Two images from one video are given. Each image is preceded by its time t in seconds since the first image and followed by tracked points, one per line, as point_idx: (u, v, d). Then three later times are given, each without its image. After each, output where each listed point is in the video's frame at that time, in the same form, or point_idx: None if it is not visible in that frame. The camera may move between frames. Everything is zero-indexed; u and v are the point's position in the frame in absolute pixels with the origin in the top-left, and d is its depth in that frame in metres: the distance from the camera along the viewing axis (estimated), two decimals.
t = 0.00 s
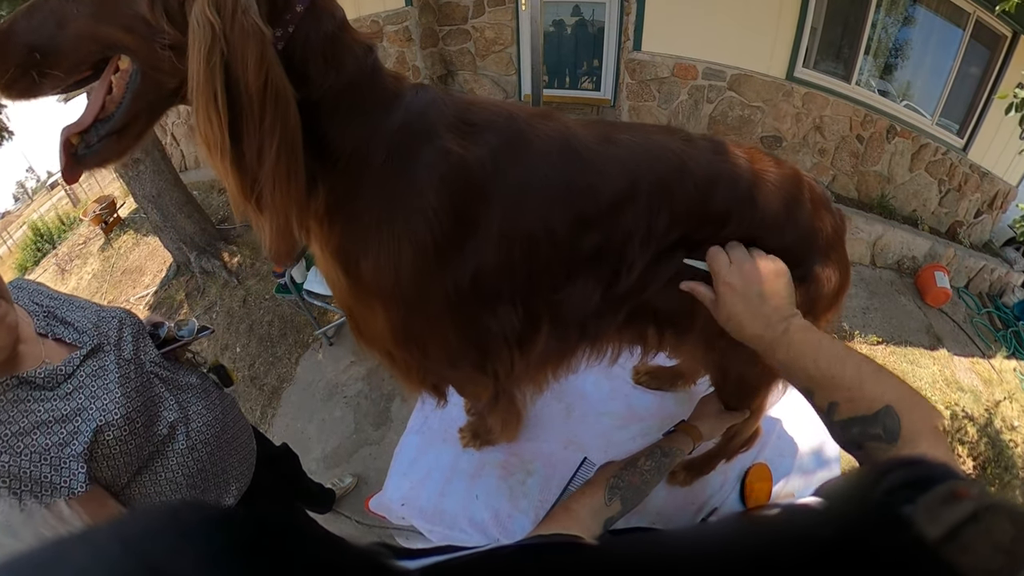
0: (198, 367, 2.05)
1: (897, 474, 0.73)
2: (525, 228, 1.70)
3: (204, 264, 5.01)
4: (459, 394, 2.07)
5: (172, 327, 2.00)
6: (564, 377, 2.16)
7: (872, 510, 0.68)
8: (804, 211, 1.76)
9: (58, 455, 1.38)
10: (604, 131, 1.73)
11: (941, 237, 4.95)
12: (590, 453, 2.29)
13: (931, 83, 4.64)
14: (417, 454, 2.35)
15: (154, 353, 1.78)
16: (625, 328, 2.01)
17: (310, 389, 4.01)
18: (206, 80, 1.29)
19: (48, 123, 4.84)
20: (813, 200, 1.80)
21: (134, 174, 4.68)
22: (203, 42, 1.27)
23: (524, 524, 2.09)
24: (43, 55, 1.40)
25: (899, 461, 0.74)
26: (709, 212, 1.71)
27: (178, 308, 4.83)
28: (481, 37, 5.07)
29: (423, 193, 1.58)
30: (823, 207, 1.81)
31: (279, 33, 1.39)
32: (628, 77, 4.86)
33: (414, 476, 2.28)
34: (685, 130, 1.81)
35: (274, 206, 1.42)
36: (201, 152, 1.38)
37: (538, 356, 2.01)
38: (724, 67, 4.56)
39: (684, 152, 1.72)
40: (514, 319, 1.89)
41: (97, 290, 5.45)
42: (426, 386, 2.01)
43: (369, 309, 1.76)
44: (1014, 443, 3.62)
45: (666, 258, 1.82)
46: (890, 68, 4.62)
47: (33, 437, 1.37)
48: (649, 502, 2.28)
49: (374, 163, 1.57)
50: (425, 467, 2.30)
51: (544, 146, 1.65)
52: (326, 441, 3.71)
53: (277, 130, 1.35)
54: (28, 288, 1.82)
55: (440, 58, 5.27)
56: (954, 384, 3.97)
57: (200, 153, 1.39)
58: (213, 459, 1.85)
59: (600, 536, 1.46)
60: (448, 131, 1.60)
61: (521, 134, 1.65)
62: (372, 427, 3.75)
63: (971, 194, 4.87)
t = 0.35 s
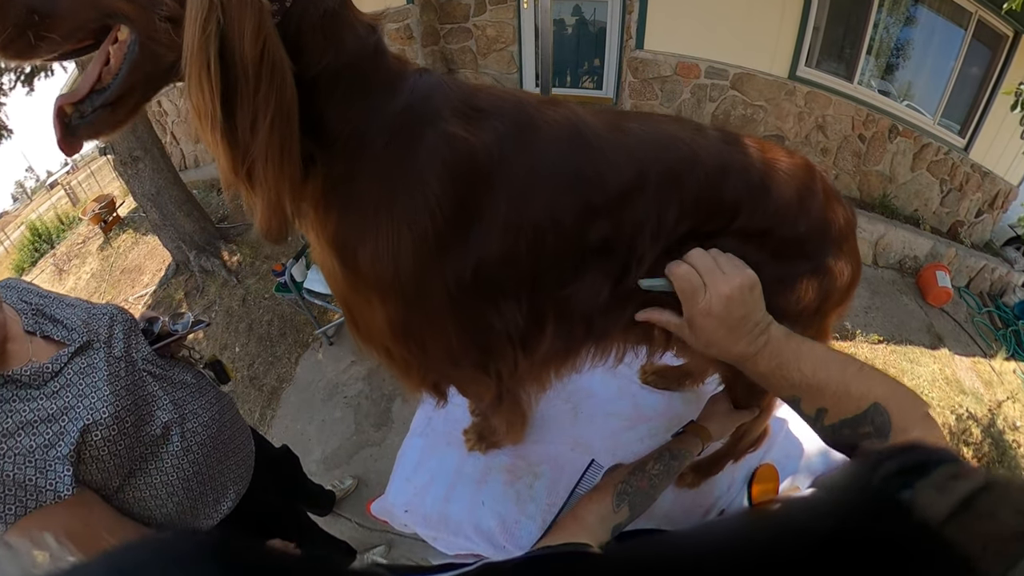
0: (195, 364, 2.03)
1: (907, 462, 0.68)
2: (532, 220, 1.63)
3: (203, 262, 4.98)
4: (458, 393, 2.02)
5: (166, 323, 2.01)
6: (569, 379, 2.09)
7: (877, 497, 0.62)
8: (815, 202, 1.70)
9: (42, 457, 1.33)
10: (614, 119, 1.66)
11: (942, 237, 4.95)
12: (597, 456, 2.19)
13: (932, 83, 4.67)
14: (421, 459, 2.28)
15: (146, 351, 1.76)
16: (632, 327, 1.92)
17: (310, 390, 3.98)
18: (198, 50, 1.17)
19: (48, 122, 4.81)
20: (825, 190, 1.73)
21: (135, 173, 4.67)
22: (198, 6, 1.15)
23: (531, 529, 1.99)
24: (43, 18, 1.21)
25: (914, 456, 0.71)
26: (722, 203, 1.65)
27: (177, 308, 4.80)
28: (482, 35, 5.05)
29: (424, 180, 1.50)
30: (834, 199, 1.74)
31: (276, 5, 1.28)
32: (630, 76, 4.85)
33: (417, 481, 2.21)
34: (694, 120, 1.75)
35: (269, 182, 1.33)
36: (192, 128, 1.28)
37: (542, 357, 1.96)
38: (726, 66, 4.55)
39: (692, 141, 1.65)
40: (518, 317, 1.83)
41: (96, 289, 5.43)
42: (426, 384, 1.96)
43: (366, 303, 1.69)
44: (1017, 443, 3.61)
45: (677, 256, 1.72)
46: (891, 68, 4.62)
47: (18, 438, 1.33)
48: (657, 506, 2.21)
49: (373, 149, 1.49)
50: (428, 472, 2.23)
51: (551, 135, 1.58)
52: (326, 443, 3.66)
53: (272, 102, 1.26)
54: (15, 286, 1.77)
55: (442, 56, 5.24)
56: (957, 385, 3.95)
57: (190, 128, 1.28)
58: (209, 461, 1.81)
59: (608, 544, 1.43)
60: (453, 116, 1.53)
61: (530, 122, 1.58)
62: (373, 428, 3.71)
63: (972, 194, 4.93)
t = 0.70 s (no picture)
0: (201, 359, 2.01)
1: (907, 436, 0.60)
2: (550, 215, 1.63)
3: (204, 261, 4.98)
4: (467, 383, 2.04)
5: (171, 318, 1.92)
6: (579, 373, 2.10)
7: (881, 478, 0.55)
8: (825, 194, 1.68)
9: (42, 457, 1.28)
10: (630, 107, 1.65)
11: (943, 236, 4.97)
12: (608, 452, 2.19)
13: (932, 84, 4.71)
14: (430, 456, 2.27)
15: (151, 345, 1.66)
16: (643, 321, 1.91)
17: (312, 388, 3.90)
18: (221, 11, 1.16)
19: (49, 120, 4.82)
20: (835, 182, 1.71)
21: (136, 171, 4.67)
22: None
23: (543, 527, 1.98)
24: None
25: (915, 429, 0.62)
26: (736, 197, 1.62)
27: (178, 306, 4.79)
28: (485, 34, 5.05)
29: (446, 164, 1.49)
30: (843, 190, 1.73)
31: None
32: (632, 75, 4.88)
33: (426, 479, 2.19)
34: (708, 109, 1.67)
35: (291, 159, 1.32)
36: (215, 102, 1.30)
37: (554, 353, 1.97)
38: (728, 65, 4.60)
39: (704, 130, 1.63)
40: (530, 313, 1.85)
41: (96, 288, 5.43)
42: (435, 376, 2.00)
43: (379, 288, 1.71)
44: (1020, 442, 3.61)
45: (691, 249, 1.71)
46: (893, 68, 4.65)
47: (17, 436, 1.28)
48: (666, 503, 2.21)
49: (393, 131, 1.49)
50: (436, 470, 2.21)
51: (570, 122, 1.57)
52: (329, 442, 3.55)
53: (297, 79, 1.23)
54: (11, 275, 1.66)
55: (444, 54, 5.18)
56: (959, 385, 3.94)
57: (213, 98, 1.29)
58: (213, 462, 1.73)
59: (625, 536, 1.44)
60: (476, 100, 1.51)
61: (549, 108, 1.57)
62: (376, 427, 3.59)
63: (972, 194, 4.96)
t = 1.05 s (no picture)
0: (202, 359, 1.98)
1: (917, 409, 0.47)
2: (569, 200, 1.63)
3: (204, 260, 4.98)
4: (479, 383, 2.01)
5: (174, 317, 1.89)
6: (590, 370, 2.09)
7: (880, 457, 0.44)
8: (835, 185, 1.68)
9: (44, 466, 1.20)
10: (643, 102, 1.66)
11: (943, 235, 4.98)
12: (614, 450, 2.20)
13: (932, 84, 4.73)
14: (435, 456, 2.26)
15: (154, 345, 1.59)
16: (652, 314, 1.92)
17: (313, 387, 3.87)
18: None
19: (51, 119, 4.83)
20: (843, 175, 1.72)
21: (136, 169, 4.66)
22: None
23: (549, 527, 1.97)
24: None
25: (923, 400, 0.49)
26: (742, 188, 1.64)
27: (178, 305, 4.78)
28: (487, 33, 5.03)
29: (468, 153, 1.48)
30: (852, 183, 1.73)
31: None
32: (634, 75, 4.92)
33: (431, 480, 2.18)
34: (712, 106, 1.72)
35: (315, 144, 1.26)
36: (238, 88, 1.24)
37: (567, 346, 1.95)
38: (730, 65, 4.63)
39: (713, 126, 1.63)
40: (548, 302, 1.83)
41: (95, 287, 5.44)
42: (447, 375, 1.97)
43: (393, 285, 1.68)
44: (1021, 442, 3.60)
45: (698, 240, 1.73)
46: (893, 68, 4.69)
47: (18, 445, 1.20)
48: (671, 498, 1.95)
49: (414, 119, 1.47)
50: (441, 471, 2.21)
51: (585, 116, 1.58)
52: (330, 442, 3.50)
53: (326, 65, 1.20)
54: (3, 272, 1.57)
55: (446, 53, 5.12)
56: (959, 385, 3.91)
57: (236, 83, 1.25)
58: (218, 465, 1.66)
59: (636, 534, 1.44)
60: (495, 90, 1.52)
61: (565, 101, 1.58)
62: (378, 426, 3.54)
63: (972, 194, 4.98)
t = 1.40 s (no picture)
0: (206, 358, 1.96)
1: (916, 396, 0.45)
2: (586, 190, 1.62)
3: (206, 259, 4.98)
4: (489, 377, 2.02)
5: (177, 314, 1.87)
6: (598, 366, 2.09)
7: (882, 447, 0.42)
8: (842, 182, 1.69)
9: (49, 474, 1.19)
10: (654, 99, 1.66)
11: (944, 235, 5.00)
12: (619, 448, 2.20)
13: (933, 84, 4.74)
14: (442, 454, 2.26)
15: (158, 345, 1.57)
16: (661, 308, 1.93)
17: (315, 387, 3.85)
18: None
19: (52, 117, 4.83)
20: (850, 172, 1.72)
21: (137, 168, 4.65)
22: None
23: (556, 525, 1.97)
24: None
25: (921, 388, 0.48)
26: (751, 184, 1.64)
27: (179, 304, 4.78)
28: (488, 33, 5.02)
29: (488, 144, 1.48)
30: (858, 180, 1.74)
31: None
32: (636, 74, 4.94)
33: (438, 479, 2.18)
34: (721, 103, 1.72)
35: (357, 128, 1.24)
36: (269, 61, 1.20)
37: (579, 340, 1.95)
38: (731, 64, 4.66)
39: (723, 123, 1.64)
40: (562, 295, 1.83)
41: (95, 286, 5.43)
42: (458, 369, 2.00)
43: (410, 273, 1.68)
44: None
45: (707, 234, 1.74)
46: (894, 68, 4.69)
47: (22, 453, 1.19)
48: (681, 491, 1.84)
49: (438, 108, 1.45)
50: (448, 468, 2.21)
51: (599, 111, 1.58)
52: (332, 442, 3.48)
53: (368, 51, 1.17)
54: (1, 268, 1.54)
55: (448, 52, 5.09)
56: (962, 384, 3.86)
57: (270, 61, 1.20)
58: (223, 466, 1.65)
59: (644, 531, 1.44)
60: (516, 83, 1.53)
61: (580, 95, 1.58)
62: (380, 425, 3.52)
63: (973, 194, 4.99)
